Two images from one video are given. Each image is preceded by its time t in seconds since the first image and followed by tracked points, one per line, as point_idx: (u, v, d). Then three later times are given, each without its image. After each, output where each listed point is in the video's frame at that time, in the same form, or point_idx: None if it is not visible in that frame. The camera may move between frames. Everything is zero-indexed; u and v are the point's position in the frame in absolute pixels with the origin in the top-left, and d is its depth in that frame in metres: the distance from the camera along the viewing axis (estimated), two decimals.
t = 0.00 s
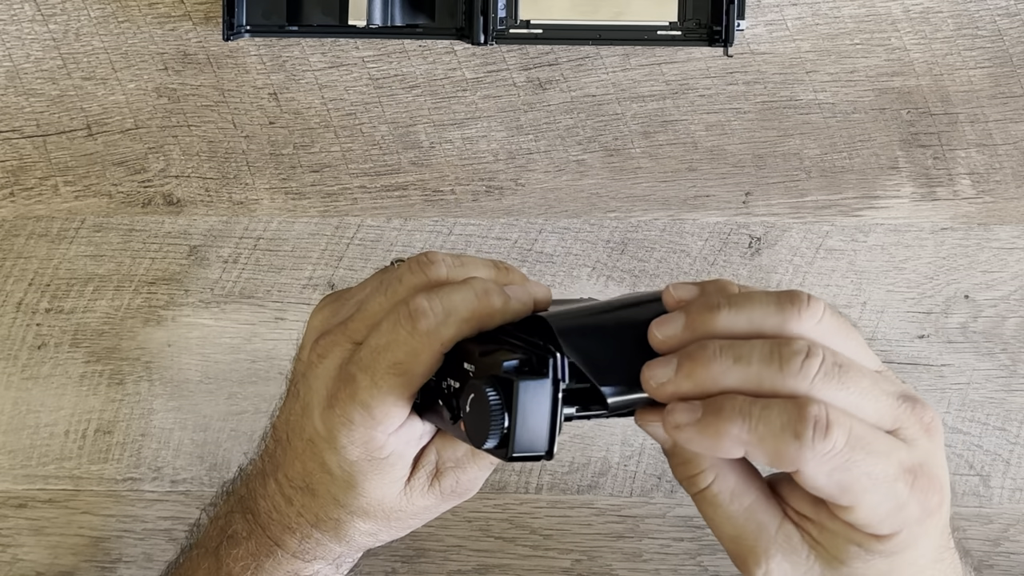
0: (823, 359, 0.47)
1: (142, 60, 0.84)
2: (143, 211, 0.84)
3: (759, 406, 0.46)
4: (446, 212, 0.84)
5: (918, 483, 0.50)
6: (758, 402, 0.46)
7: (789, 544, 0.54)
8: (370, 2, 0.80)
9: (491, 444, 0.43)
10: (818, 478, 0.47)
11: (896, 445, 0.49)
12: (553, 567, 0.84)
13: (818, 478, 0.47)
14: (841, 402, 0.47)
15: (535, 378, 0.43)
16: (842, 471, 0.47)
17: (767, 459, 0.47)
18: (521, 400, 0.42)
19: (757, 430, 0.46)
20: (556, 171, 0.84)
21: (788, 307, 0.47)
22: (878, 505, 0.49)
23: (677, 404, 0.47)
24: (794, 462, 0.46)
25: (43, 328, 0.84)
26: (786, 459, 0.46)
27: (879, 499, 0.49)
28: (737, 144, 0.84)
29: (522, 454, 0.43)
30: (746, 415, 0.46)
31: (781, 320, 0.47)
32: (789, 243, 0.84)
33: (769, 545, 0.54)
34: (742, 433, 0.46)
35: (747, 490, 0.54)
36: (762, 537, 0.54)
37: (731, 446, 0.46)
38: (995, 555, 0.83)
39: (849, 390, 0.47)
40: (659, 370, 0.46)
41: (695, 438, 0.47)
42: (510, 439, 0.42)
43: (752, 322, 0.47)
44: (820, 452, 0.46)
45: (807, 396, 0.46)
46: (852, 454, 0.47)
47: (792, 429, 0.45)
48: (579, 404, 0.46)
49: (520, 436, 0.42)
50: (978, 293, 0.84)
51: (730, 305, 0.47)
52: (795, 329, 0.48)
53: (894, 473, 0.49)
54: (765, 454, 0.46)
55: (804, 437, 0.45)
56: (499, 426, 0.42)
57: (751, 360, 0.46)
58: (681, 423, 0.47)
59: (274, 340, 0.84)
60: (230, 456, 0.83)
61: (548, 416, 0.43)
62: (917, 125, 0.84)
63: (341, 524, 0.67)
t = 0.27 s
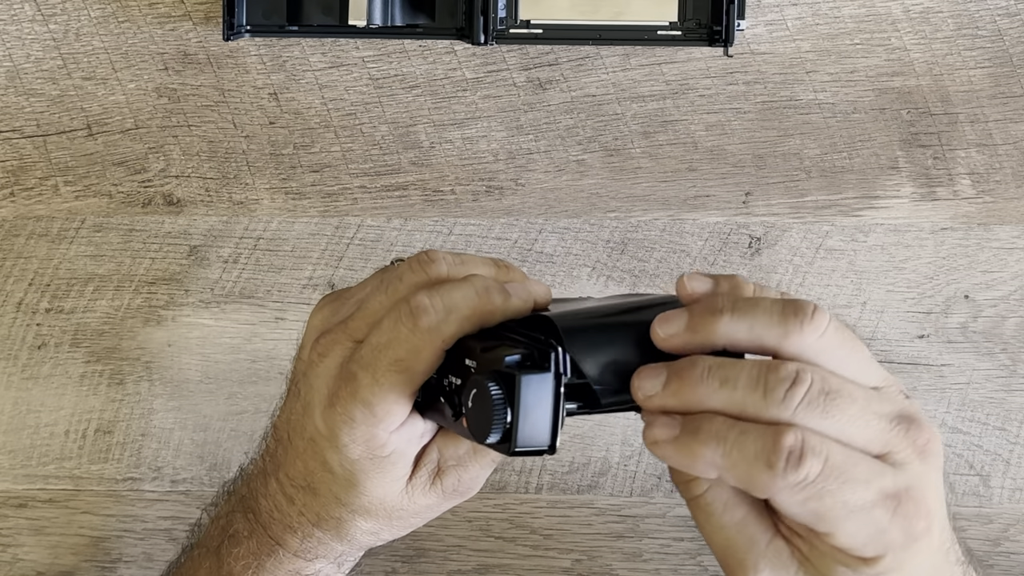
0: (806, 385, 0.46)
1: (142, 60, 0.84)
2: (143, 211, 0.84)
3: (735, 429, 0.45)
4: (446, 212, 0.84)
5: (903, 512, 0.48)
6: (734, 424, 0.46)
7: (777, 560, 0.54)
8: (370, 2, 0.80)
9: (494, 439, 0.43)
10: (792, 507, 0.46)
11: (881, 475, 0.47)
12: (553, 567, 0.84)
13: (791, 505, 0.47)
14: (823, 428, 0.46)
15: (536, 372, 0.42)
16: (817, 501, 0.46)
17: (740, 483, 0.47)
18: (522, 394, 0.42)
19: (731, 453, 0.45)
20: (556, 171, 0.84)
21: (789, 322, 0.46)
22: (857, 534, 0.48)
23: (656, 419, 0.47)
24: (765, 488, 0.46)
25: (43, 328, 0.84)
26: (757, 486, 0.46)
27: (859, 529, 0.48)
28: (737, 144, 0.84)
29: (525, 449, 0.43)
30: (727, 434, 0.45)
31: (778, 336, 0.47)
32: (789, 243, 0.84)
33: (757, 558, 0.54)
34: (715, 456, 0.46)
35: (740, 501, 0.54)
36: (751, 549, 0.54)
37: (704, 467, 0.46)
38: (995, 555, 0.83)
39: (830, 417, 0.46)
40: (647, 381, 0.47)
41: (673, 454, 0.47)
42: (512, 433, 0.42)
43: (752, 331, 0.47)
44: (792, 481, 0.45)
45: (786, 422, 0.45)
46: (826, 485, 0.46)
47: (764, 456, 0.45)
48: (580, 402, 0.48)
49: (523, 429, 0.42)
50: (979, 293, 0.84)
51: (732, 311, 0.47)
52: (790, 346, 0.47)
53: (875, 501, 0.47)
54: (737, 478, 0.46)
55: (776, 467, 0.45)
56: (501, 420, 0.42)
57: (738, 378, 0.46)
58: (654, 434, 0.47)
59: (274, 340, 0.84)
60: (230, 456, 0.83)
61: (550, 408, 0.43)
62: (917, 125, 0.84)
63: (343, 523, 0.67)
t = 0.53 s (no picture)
0: (778, 421, 0.46)
1: (142, 60, 0.84)
2: (143, 210, 0.84)
3: (698, 450, 0.46)
4: (446, 212, 0.84)
5: (851, 563, 0.48)
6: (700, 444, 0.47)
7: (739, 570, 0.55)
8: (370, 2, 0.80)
9: (496, 420, 0.43)
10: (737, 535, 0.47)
11: (839, 521, 0.47)
12: (553, 567, 0.84)
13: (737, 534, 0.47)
14: (788, 466, 0.46)
15: (536, 350, 0.43)
16: (762, 537, 0.47)
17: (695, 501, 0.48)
18: (524, 372, 0.42)
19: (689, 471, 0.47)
20: (556, 171, 0.84)
21: (777, 346, 0.47)
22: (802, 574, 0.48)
23: (630, 420, 0.49)
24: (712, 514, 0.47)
25: (43, 328, 0.84)
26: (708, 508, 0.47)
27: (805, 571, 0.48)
28: (737, 144, 0.84)
29: (527, 428, 0.43)
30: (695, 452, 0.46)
31: (762, 356, 0.47)
32: (789, 242, 0.84)
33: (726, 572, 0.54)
34: (673, 473, 0.47)
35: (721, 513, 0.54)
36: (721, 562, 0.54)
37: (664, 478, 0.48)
38: (995, 555, 0.83)
39: (797, 458, 0.46)
40: (633, 383, 0.48)
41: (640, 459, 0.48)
42: (515, 412, 0.42)
43: (740, 343, 0.47)
44: (738, 513, 0.46)
45: (748, 454, 0.46)
46: (775, 525, 0.46)
47: (717, 483, 0.46)
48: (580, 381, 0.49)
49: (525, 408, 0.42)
50: (978, 293, 0.84)
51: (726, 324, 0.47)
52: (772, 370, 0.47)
53: (827, 547, 0.47)
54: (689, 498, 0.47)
55: (725, 498, 0.46)
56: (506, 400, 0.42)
57: (718, 397, 0.46)
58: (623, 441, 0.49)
59: (274, 340, 0.84)
60: (230, 456, 0.83)
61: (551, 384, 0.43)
62: (917, 125, 0.84)
63: (345, 521, 0.67)
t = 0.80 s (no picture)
0: (758, 441, 0.46)
1: (142, 60, 0.84)
2: (143, 210, 0.84)
3: (675, 451, 0.47)
4: (446, 212, 0.84)
5: None
6: (678, 444, 0.47)
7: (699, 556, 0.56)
8: (370, 2, 0.80)
9: (497, 397, 0.43)
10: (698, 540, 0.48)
11: (801, 545, 0.48)
12: (553, 568, 0.84)
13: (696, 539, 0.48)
14: (759, 484, 0.46)
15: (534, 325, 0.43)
16: (722, 548, 0.47)
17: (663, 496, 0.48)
18: (525, 346, 0.42)
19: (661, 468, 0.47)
20: (556, 171, 0.84)
21: (759, 365, 0.47)
22: None
23: (617, 403, 0.49)
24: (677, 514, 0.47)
25: (43, 328, 0.84)
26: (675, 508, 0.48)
27: None
28: (737, 144, 0.84)
29: (530, 405, 0.43)
30: (671, 449, 0.47)
31: (742, 373, 0.47)
32: (789, 242, 0.83)
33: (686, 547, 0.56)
34: (645, 468, 0.48)
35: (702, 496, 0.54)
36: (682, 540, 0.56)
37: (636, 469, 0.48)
38: (995, 555, 0.83)
39: (769, 478, 0.46)
40: (628, 368, 0.48)
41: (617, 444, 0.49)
42: (516, 388, 0.42)
43: (722, 355, 0.48)
44: (703, 523, 0.46)
45: (721, 466, 0.46)
46: (737, 540, 0.46)
47: (687, 489, 0.46)
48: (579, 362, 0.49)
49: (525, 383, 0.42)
50: (978, 293, 0.84)
51: (711, 335, 0.48)
52: (753, 386, 0.47)
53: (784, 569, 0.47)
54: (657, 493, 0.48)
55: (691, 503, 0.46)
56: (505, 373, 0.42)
57: (701, 407, 0.46)
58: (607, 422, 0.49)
59: (274, 341, 0.84)
60: (230, 456, 0.83)
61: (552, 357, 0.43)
62: (917, 125, 0.84)
63: (350, 521, 0.66)
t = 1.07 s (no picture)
0: (761, 424, 0.45)
1: (142, 60, 0.84)
2: (143, 211, 0.84)
3: (679, 432, 0.46)
4: (445, 212, 0.84)
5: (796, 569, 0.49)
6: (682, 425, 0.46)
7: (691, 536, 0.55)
8: (370, 1, 0.80)
9: (496, 376, 0.43)
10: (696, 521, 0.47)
11: (798, 529, 0.48)
12: (553, 568, 0.84)
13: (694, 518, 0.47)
14: (761, 469, 0.46)
15: (539, 304, 0.43)
16: (721, 529, 0.47)
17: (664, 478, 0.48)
18: (525, 325, 0.42)
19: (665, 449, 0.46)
20: (556, 171, 0.84)
21: (756, 357, 0.47)
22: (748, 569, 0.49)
23: (622, 385, 0.48)
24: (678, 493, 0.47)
25: (43, 328, 0.84)
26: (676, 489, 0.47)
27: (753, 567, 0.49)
28: (737, 144, 0.84)
29: (529, 383, 0.42)
30: (676, 429, 0.46)
31: (739, 364, 0.47)
32: (789, 242, 0.83)
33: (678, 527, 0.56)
34: (647, 449, 0.47)
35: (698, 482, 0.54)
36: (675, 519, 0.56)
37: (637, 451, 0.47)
38: (995, 555, 0.83)
39: (770, 463, 0.46)
40: (627, 344, 0.47)
41: (619, 427, 0.48)
42: (515, 366, 0.42)
43: (720, 346, 0.48)
44: (703, 505, 0.46)
45: (723, 449, 0.46)
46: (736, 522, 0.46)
47: (690, 471, 0.46)
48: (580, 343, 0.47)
49: (524, 361, 0.42)
50: (978, 293, 0.84)
51: (709, 326, 0.48)
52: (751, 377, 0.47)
53: (779, 552, 0.48)
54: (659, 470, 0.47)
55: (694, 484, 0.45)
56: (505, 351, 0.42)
57: (704, 391, 0.46)
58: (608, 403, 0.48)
59: (274, 341, 0.84)
60: (230, 456, 0.83)
61: (552, 338, 0.42)
62: (917, 125, 0.84)
63: (352, 523, 0.65)
